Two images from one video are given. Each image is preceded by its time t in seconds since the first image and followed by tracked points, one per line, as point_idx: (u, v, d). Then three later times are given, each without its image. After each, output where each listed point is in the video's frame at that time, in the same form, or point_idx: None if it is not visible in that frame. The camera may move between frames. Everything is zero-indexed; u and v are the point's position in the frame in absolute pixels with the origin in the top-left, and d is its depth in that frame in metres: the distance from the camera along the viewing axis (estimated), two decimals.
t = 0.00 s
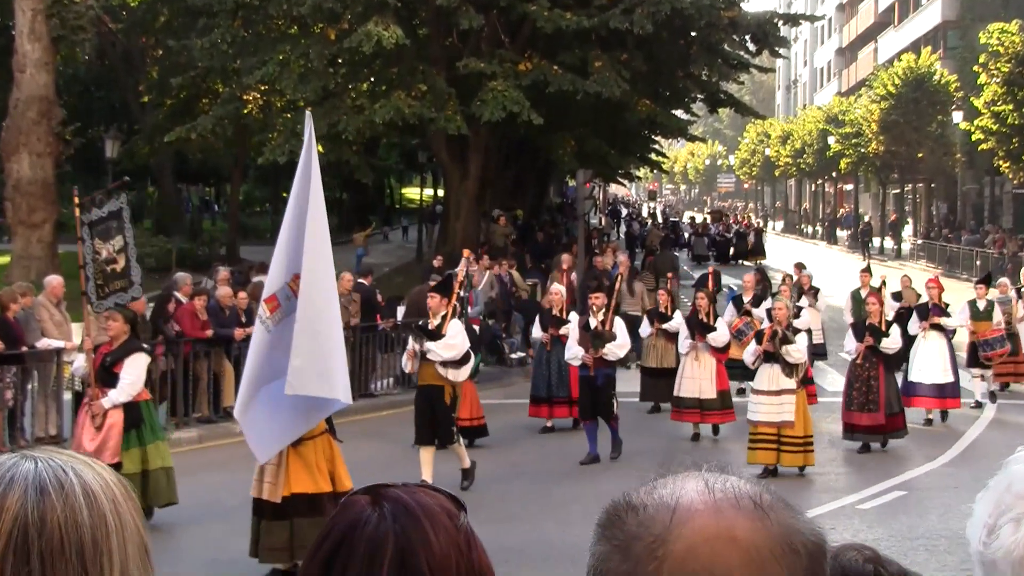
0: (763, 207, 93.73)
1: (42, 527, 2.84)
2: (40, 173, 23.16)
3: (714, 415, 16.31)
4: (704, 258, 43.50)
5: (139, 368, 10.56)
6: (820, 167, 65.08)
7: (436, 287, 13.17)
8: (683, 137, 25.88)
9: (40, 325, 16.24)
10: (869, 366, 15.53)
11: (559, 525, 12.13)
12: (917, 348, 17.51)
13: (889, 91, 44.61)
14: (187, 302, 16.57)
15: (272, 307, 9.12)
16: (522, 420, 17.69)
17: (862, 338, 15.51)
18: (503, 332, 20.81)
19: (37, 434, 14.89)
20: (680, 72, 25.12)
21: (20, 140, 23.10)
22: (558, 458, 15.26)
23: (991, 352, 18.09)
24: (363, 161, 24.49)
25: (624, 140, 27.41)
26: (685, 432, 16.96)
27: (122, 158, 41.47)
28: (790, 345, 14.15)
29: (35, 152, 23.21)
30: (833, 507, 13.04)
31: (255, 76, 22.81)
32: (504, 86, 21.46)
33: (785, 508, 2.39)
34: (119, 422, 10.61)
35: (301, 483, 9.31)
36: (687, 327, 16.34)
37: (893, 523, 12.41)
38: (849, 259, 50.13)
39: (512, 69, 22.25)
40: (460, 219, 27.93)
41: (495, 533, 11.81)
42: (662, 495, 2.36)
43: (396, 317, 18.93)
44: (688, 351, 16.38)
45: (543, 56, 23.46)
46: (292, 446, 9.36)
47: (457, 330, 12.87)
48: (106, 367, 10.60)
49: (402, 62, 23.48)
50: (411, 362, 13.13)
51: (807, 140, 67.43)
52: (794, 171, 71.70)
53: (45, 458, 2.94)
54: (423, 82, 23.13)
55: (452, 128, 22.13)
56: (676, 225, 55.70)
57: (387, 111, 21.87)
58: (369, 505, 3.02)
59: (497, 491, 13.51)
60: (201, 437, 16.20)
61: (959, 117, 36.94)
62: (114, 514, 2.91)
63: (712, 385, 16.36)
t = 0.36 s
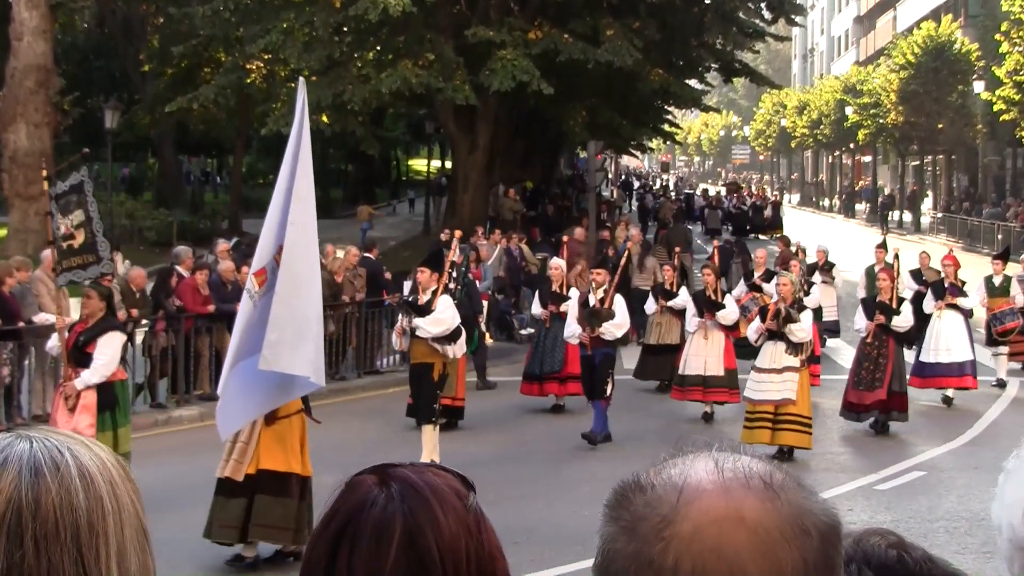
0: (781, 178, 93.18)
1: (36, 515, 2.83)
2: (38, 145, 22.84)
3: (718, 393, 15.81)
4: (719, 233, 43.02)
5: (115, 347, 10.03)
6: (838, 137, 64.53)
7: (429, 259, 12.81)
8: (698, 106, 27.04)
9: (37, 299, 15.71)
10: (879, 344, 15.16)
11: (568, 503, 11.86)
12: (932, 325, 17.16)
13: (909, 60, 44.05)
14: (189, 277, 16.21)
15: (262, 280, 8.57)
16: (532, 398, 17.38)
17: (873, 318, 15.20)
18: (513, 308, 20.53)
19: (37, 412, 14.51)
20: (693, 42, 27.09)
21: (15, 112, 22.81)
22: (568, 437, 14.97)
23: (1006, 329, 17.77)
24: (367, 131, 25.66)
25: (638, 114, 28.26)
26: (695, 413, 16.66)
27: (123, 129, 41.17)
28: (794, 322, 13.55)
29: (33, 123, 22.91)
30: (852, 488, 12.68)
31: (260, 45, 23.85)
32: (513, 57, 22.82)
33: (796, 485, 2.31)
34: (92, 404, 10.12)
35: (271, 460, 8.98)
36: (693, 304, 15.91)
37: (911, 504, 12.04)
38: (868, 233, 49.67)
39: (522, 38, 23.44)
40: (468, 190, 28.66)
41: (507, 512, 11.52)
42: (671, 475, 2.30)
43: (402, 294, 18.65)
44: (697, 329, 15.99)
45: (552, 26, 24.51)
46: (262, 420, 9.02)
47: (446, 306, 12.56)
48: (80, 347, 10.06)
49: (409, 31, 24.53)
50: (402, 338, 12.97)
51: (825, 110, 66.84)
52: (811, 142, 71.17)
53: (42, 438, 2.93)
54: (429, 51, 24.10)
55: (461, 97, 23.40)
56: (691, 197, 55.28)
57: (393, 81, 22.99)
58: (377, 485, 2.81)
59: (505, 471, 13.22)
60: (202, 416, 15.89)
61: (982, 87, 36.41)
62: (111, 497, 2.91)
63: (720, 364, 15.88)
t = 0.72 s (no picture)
0: (788, 163, 93.04)
1: (33, 501, 2.94)
2: (40, 128, 22.74)
3: (719, 383, 15.61)
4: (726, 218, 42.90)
5: (84, 329, 10.03)
6: (846, 122, 64.40)
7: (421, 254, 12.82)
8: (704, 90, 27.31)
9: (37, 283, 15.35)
10: (880, 334, 14.89)
11: (574, 491, 11.75)
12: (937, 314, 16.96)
13: (918, 44, 43.90)
14: (191, 262, 16.12)
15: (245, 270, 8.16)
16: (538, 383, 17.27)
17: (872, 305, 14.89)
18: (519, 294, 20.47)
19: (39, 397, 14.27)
20: (702, 25, 27.31)
21: (18, 94, 22.68)
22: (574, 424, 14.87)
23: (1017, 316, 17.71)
24: (372, 114, 25.69)
25: (644, 96, 28.52)
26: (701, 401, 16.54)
27: (126, 112, 41.11)
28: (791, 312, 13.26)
29: (35, 106, 22.74)
30: (860, 475, 12.58)
31: (265, 27, 24.24)
32: (519, 39, 23.03)
33: (798, 472, 2.31)
34: (59, 390, 10.12)
35: (235, 453, 8.71)
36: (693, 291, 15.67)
37: (920, 491, 11.96)
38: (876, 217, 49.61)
39: (528, 20, 23.73)
40: (474, 174, 28.84)
41: (516, 499, 11.42)
42: (673, 462, 2.30)
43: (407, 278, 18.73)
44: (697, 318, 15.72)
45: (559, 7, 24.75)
46: (224, 410, 8.71)
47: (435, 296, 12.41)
48: (50, 331, 10.07)
49: (413, 13, 24.82)
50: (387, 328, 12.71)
51: (833, 95, 66.68)
52: (819, 127, 71.05)
53: (39, 424, 3.07)
54: (434, 33, 24.43)
55: (466, 81, 23.78)
56: (697, 182, 55.13)
57: (398, 64, 23.32)
58: (382, 474, 2.67)
59: (512, 457, 13.13)
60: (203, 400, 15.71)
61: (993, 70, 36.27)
62: (108, 483, 3.03)
63: (723, 355, 15.66)
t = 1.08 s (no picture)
0: (786, 161, 93.14)
1: (28, 498, 3.24)
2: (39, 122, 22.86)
3: (712, 381, 15.52)
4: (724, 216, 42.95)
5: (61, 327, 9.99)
6: (844, 120, 64.46)
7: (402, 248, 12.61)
8: (702, 88, 27.35)
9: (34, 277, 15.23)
10: (872, 331, 14.71)
11: (572, 487, 11.79)
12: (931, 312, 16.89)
13: (916, 42, 43.94)
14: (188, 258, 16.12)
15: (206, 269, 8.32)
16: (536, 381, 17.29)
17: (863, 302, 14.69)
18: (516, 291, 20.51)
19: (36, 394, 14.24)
20: (700, 23, 27.44)
21: (18, 90, 22.80)
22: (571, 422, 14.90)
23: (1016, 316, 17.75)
24: (370, 111, 25.74)
25: (642, 94, 28.60)
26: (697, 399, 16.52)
27: (124, 109, 41.20)
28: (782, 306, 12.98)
29: (34, 101, 22.88)
30: (853, 475, 12.57)
31: (264, 23, 24.31)
32: (518, 36, 23.07)
33: (789, 471, 2.32)
34: (36, 388, 10.07)
35: (194, 452, 8.70)
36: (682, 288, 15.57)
37: (917, 490, 11.96)
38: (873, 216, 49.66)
39: (526, 17, 23.80)
40: (471, 171, 28.92)
41: (512, 495, 11.46)
42: (666, 462, 2.29)
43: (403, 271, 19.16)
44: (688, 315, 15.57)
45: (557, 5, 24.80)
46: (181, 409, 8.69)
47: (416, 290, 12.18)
48: (25, 329, 10.07)
49: (413, 10, 25.10)
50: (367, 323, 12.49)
51: (831, 93, 66.75)
52: (817, 124, 71.14)
53: (39, 422, 3.37)
54: (433, 30, 24.48)
55: (464, 77, 23.76)
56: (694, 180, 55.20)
57: (397, 61, 23.38)
58: (381, 472, 2.73)
59: (509, 454, 13.17)
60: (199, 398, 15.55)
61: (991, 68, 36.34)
62: (104, 482, 3.32)
63: (715, 353, 15.59)
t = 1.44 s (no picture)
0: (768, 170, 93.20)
1: (7, 508, 3.39)
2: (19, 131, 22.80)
3: (684, 395, 15.51)
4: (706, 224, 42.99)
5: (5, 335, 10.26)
6: (826, 129, 64.60)
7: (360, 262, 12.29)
8: (684, 96, 27.43)
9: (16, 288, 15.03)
10: (842, 345, 14.66)
11: (554, 497, 11.77)
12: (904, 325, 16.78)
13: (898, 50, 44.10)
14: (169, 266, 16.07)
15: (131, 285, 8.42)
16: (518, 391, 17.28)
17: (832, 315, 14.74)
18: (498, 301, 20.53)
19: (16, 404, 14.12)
20: (682, 32, 27.54)
21: None
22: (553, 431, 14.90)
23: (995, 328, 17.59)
24: (353, 119, 25.73)
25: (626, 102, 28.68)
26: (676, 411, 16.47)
27: (106, 117, 41.09)
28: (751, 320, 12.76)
29: (15, 110, 22.83)
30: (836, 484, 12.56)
31: (245, 31, 24.28)
32: (500, 44, 23.13)
33: (765, 479, 2.37)
34: None
35: (140, 469, 8.64)
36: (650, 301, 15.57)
37: (901, 499, 11.98)
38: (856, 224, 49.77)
39: (508, 26, 23.87)
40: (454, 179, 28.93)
41: (494, 504, 11.46)
42: (641, 470, 2.36)
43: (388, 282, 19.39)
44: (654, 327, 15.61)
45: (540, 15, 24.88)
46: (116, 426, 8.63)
47: (376, 304, 11.85)
48: None
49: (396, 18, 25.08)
50: (328, 340, 12.13)
51: (813, 102, 66.89)
52: (798, 133, 71.26)
53: (19, 431, 3.51)
54: (415, 38, 24.50)
55: (447, 85, 23.75)
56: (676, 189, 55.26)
57: (379, 70, 23.40)
58: (363, 482, 2.77)
59: (491, 463, 13.16)
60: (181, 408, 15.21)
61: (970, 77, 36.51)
62: (84, 491, 3.47)
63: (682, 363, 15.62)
